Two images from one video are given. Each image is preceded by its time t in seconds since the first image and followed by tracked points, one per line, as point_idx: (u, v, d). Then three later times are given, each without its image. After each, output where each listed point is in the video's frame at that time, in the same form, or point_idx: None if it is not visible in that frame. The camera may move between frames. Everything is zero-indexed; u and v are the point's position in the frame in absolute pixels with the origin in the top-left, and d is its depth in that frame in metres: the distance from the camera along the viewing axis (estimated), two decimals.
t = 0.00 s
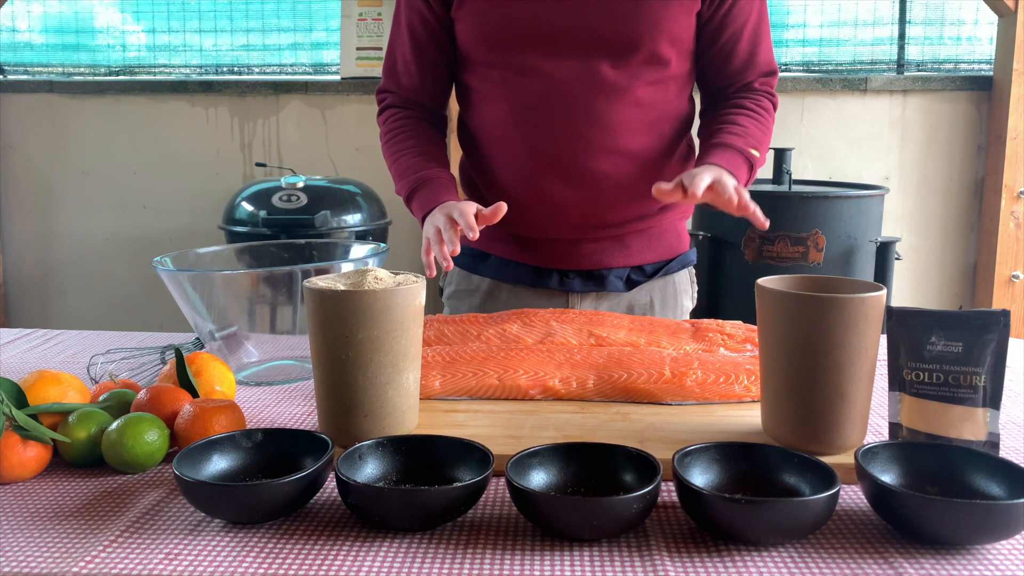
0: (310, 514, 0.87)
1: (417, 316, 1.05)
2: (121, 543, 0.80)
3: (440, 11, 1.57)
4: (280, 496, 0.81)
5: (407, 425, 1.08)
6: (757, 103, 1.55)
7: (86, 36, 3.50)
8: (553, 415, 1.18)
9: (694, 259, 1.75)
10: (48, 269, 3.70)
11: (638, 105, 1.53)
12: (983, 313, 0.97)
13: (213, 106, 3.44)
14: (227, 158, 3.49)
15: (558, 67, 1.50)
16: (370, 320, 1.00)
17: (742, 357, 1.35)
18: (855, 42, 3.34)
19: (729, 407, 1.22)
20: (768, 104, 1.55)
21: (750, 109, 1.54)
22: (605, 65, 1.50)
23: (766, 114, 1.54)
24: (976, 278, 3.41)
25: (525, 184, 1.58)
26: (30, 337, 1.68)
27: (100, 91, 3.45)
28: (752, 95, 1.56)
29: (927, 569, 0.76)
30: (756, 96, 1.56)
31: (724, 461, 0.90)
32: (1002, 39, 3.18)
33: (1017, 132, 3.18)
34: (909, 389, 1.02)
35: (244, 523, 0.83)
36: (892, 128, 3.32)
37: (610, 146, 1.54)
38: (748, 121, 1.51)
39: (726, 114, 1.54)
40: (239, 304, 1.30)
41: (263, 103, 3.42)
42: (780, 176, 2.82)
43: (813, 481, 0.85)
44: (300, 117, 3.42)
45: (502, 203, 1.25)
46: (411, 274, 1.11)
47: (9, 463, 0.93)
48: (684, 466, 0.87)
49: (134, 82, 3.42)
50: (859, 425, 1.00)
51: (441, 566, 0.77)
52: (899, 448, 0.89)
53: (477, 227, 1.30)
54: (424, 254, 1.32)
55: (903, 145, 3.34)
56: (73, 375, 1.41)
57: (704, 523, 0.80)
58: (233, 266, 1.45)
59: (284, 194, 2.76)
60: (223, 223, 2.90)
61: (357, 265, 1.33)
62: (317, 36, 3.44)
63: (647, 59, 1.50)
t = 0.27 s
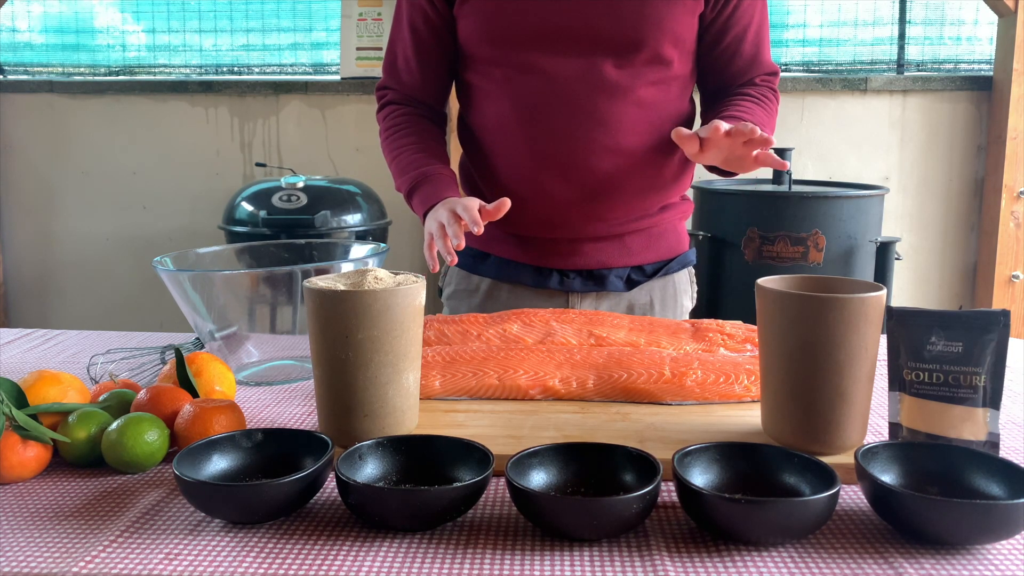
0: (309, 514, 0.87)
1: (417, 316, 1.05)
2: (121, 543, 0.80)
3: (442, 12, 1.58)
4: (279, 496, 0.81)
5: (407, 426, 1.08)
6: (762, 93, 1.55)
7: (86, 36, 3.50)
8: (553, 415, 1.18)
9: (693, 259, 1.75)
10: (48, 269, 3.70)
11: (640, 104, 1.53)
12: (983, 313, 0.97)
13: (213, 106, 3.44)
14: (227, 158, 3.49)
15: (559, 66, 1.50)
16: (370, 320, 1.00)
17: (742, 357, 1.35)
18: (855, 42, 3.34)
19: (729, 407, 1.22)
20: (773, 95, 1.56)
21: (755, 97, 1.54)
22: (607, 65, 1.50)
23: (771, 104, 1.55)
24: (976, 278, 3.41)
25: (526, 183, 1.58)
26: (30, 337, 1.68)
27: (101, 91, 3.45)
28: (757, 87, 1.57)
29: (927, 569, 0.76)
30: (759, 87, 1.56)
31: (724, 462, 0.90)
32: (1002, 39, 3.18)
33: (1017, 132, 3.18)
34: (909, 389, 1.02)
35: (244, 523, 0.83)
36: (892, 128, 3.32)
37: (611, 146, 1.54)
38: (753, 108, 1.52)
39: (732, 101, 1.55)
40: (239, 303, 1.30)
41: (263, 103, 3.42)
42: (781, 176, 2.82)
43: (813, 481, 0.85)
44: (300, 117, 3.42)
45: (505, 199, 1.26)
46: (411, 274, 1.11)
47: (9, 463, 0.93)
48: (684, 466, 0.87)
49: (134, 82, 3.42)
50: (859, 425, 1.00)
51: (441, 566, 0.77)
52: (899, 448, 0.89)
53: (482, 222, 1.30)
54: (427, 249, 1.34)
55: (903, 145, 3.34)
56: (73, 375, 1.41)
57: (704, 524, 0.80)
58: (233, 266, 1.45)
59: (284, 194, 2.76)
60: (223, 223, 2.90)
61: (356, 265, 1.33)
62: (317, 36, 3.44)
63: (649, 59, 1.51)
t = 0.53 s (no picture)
0: (309, 514, 0.87)
1: (417, 316, 1.05)
2: (121, 543, 0.80)
3: (444, 13, 1.58)
4: (279, 496, 0.81)
5: (407, 425, 1.08)
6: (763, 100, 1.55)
7: (86, 36, 3.50)
8: (553, 415, 1.18)
9: (693, 259, 1.75)
10: (48, 269, 3.70)
11: (641, 105, 1.53)
12: (983, 313, 0.97)
13: (213, 106, 3.44)
14: (227, 158, 3.49)
15: (561, 68, 1.50)
16: (370, 320, 1.00)
17: (742, 357, 1.35)
18: (855, 42, 3.34)
19: (729, 407, 1.22)
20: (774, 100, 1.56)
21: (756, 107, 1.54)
22: (608, 66, 1.50)
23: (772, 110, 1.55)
24: (976, 278, 3.41)
25: (526, 184, 1.58)
26: (30, 337, 1.68)
27: (101, 91, 3.45)
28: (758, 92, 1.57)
29: (927, 569, 0.76)
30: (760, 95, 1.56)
31: (724, 462, 0.90)
32: (1002, 39, 3.18)
33: (1017, 132, 3.18)
34: (909, 389, 1.02)
35: (244, 523, 0.83)
36: (892, 128, 3.32)
37: (612, 147, 1.54)
38: (756, 118, 1.51)
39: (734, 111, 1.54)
40: (239, 303, 1.30)
41: (263, 103, 3.42)
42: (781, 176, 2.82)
43: (813, 481, 0.85)
44: (300, 117, 3.42)
45: (507, 201, 1.25)
46: (411, 274, 1.11)
47: (10, 463, 0.93)
48: (684, 466, 0.87)
49: (134, 82, 3.42)
50: (859, 424, 0.99)
51: (441, 566, 0.77)
52: (899, 448, 0.89)
53: (483, 223, 1.30)
54: (430, 249, 1.36)
55: (903, 145, 3.34)
56: (73, 375, 1.41)
57: (704, 523, 0.80)
58: (233, 266, 1.45)
59: (284, 194, 2.76)
60: (223, 223, 2.90)
61: (356, 265, 1.33)
62: (317, 36, 3.44)
63: (651, 61, 1.51)
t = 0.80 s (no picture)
0: (309, 514, 0.87)
1: (417, 316, 1.05)
2: (121, 543, 0.80)
3: (445, 14, 1.57)
4: (279, 495, 0.81)
5: (407, 425, 1.08)
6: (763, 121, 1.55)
7: (86, 36, 3.50)
8: (553, 415, 1.18)
9: (694, 259, 1.75)
10: (48, 269, 3.70)
11: (642, 105, 1.53)
12: (983, 313, 0.97)
13: (213, 106, 3.44)
14: (227, 158, 3.49)
15: (561, 68, 1.50)
16: (370, 320, 1.00)
17: (742, 357, 1.35)
18: (855, 42, 3.34)
19: (729, 407, 1.22)
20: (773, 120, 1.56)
21: (756, 131, 1.54)
22: (609, 67, 1.50)
23: (772, 130, 1.56)
24: (976, 277, 3.41)
25: (526, 185, 1.59)
26: (30, 337, 1.68)
27: (100, 91, 3.45)
28: (758, 111, 1.56)
29: (927, 569, 0.76)
30: (761, 113, 1.56)
31: (724, 461, 0.90)
32: (1002, 39, 3.18)
33: (1017, 132, 3.18)
34: (909, 389, 1.02)
35: (244, 523, 0.83)
36: (892, 128, 3.32)
37: (612, 147, 1.54)
38: (756, 147, 1.52)
39: (736, 137, 1.54)
40: (239, 303, 1.30)
41: (263, 103, 3.42)
42: (781, 176, 2.82)
43: (813, 481, 0.85)
44: (299, 117, 3.42)
45: (508, 202, 1.26)
46: (411, 274, 1.11)
47: (10, 463, 0.93)
48: (684, 466, 0.87)
49: (134, 82, 3.42)
50: (859, 424, 0.99)
51: (441, 566, 0.77)
52: (899, 447, 0.89)
53: (484, 226, 1.30)
54: (431, 251, 1.36)
55: (903, 145, 3.34)
56: (73, 374, 1.41)
57: (704, 523, 0.80)
58: (233, 266, 1.45)
59: (284, 194, 2.76)
60: (223, 223, 2.90)
61: (357, 265, 1.33)
62: (317, 36, 3.44)
63: (652, 62, 1.51)
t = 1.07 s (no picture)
0: (309, 514, 0.87)
1: (417, 316, 1.05)
2: (121, 543, 0.80)
3: (446, 15, 1.57)
4: (280, 496, 0.81)
5: (407, 425, 1.08)
6: (763, 121, 1.55)
7: (86, 36, 3.50)
8: (553, 415, 1.18)
9: (694, 259, 1.74)
10: (48, 269, 3.70)
11: (643, 106, 1.53)
12: (983, 313, 0.97)
13: (213, 106, 3.44)
14: (227, 158, 3.49)
15: (562, 69, 1.50)
16: (370, 320, 1.00)
17: (742, 356, 1.35)
18: (855, 42, 3.34)
19: (729, 407, 1.22)
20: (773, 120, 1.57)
21: (756, 130, 1.54)
22: (609, 67, 1.50)
23: (772, 131, 1.56)
24: (976, 277, 3.41)
25: (527, 184, 1.59)
26: (30, 337, 1.68)
27: (100, 91, 3.45)
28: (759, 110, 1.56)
29: (927, 569, 0.76)
30: (761, 112, 1.56)
31: (724, 461, 0.90)
32: (1002, 39, 3.18)
33: (1017, 132, 3.18)
34: (909, 389, 1.02)
35: (244, 523, 0.83)
36: (892, 128, 3.32)
37: (612, 147, 1.54)
38: (756, 146, 1.52)
39: (736, 136, 1.54)
40: (240, 304, 1.30)
41: (263, 103, 3.42)
42: (781, 176, 2.82)
43: (813, 481, 0.85)
44: (299, 117, 3.42)
45: (508, 204, 1.26)
46: (411, 274, 1.11)
47: (10, 463, 0.93)
48: (684, 466, 0.87)
49: (134, 82, 3.42)
50: (859, 424, 0.99)
51: (441, 566, 0.77)
52: (899, 448, 0.89)
53: (484, 227, 1.30)
54: (431, 253, 1.35)
55: (903, 145, 3.34)
56: (73, 374, 1.41)
57: (704, 523, 0.80)
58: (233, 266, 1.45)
59: (284, 194, 2.76)
60: (223, 223, 2.90)
61: (357, 265, 1.33)
62: (317, 36, 3.44)
63: (652, 62, 1.51)
